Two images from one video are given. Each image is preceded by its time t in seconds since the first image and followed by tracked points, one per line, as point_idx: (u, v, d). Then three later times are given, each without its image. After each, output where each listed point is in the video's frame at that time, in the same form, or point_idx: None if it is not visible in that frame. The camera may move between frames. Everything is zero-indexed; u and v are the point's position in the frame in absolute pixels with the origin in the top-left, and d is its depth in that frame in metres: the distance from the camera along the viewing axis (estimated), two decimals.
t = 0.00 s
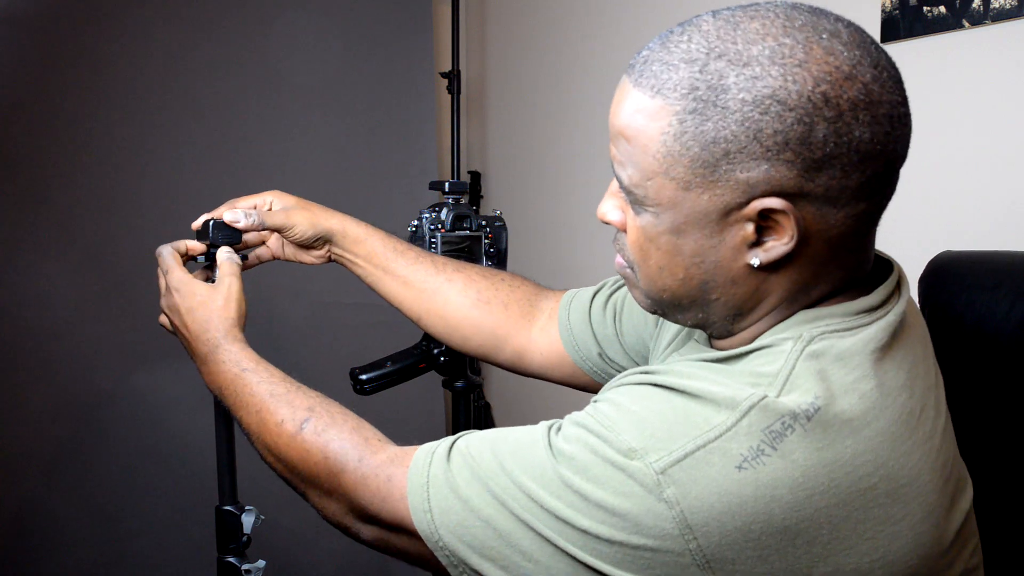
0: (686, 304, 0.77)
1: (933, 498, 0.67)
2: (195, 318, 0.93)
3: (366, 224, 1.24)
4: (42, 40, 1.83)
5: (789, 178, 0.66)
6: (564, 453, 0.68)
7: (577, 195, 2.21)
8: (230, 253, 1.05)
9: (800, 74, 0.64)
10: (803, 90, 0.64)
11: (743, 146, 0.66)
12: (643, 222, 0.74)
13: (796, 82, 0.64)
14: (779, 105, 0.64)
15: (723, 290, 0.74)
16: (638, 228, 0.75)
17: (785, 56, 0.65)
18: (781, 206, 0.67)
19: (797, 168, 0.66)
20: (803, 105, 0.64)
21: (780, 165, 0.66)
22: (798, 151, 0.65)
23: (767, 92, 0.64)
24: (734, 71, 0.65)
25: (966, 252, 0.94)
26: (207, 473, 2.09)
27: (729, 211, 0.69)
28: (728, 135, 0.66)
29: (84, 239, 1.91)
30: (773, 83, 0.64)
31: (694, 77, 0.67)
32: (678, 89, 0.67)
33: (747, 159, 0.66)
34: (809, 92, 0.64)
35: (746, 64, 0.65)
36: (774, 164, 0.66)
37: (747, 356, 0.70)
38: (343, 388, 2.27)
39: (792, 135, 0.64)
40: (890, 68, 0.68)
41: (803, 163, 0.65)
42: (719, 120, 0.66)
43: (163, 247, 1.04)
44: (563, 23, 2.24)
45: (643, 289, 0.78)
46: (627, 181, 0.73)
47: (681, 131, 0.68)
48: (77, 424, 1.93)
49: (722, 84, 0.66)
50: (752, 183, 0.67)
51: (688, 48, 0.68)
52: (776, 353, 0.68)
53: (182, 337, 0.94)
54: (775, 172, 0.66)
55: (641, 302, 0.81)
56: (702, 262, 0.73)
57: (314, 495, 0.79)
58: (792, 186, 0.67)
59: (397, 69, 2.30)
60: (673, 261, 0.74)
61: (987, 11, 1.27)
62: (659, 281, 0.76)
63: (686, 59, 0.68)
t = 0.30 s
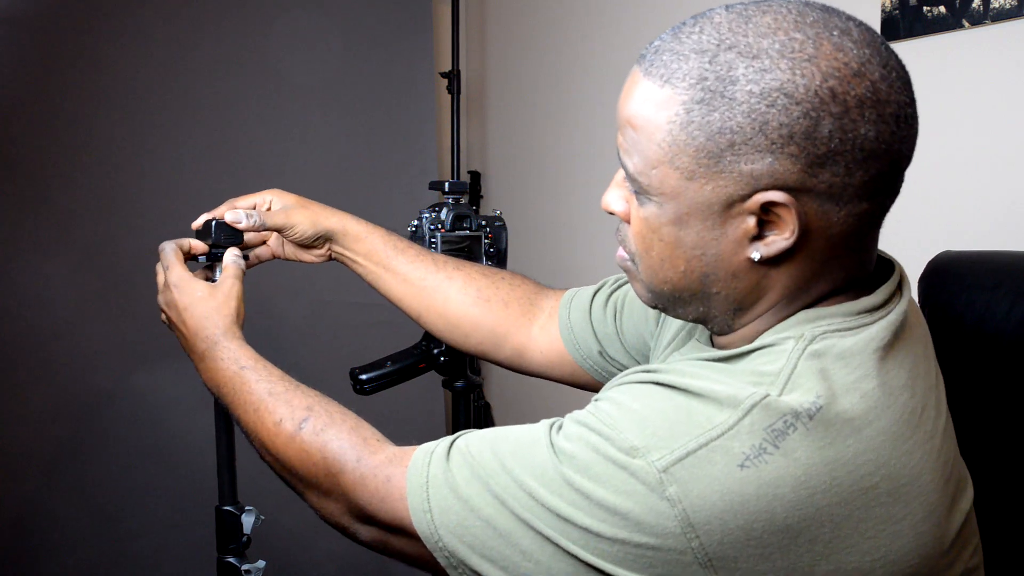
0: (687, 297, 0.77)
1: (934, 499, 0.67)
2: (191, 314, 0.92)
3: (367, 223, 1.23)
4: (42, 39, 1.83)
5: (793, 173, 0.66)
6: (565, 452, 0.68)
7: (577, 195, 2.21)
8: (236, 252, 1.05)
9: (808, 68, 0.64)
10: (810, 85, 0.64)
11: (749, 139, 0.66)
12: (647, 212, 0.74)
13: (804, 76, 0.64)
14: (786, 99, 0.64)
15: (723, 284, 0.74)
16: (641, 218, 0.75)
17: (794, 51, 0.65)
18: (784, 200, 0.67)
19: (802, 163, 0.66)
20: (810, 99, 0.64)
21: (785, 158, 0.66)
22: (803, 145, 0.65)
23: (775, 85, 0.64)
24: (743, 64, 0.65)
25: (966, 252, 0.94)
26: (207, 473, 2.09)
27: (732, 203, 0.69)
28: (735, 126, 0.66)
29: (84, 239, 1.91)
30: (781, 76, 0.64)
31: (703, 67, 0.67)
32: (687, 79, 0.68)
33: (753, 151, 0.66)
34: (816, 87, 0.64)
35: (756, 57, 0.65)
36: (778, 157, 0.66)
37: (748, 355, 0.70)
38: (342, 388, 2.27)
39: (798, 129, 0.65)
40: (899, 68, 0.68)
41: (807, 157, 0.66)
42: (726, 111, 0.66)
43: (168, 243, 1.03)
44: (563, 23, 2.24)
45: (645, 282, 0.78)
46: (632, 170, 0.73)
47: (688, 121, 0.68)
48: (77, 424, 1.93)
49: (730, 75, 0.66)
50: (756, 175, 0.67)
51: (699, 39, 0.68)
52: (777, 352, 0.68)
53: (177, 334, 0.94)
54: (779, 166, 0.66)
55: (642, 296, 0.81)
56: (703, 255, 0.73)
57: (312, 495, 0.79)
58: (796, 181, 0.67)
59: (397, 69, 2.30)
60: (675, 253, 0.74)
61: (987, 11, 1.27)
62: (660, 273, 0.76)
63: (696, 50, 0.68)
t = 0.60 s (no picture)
0: (684, 285, 0.77)
1: (936, 498, 0.67)
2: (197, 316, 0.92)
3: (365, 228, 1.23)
4: (42, 39, 1.83)
5: (791, 165, 0.66)
6: (565, 453, 0.68)
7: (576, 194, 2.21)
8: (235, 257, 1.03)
9: (815, 61, 0.64)
10: (816, 79, 0.64)
11: (750, 126, 0.66)
12: (648, 194, 0.74)
13: (810, 69, 0.64)
14: (791, 90, 0.64)
15: (719, 273, 0.75)
16: (643, 200, 0.75)
17: (804, 44, 0.65)
18: (778, 190, 0.67)
19: (801, 156, 0.66)
20: (814, 92, 0.64)
21: (784, 149, 0.66)
22: (803, 137, 0.65)
23: (781, 76, 0.65)
24: (752, 52, 0.66)
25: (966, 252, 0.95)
26: (207, 473, 2.08)
27: (729, 191, 0.69)
28: (737, 113, 0.66)
29: (84, 238, 1.91)
30: (787, 68, 0.65)
31: (713, 54, 0.68)
32: (697, 64, 0.68)
33: (753, 139, 0.66)
34: (821, 80, 0.64)
35: (765, 47, 0.66)
36: (778, 148, 0.66)
37: (749, 355, 0.70)
38: (343, 388, 2.27)
39: (799, 121, 0.65)
40: (909, 72, 0.68)
41: (807, 151, 0.66)
42: (730, 98, 0.66)
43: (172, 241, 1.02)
44: (563, 22, 2.24)
45: (643, 266, 0.79)
46: (638, 151, 0.73)
47: (693, 105, 0.68)
48: (77, 424, 1.93)
49: (739, 63, 0.66)
50: (755, 164, 0.67)
51: (712, 27, 0.69)
52: (778, 352, 0.68)
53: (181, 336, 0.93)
54: (778, 157, 0.66)
55: (641, 283, 0.82)
56: (699, 243, 0.73)
57: (316, 499, 0.79)
58: (794, 174, 0.67)
59: (397, 69, 2.30)
60: (672, 239, 0.74)
61: (987, 11, 1.27)
62: (657, 258, 0.76)
63: (709, 36, 0.68)
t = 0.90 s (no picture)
0: (678, 255, 0.77)
1: (941, 491, 0.68)
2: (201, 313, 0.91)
3: (360, 237, 1.22)
4: (42, 40, 1.83)
5: (798, 152, 0.67)
6: (570, 458, 0.68)
7: (575, 193, 2.22)
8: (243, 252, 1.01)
9: (845, 55, 0.65)
10: (841, 72, 0.64)
11: (767, 104, 0.66)
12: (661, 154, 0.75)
13: (838, 62, 0.65)
14: (814, 77, 0.65)
15: (713, 247, 0.74)
16: (656, 160, 0.76)
17: (841, 38, 0.65)
18: (778, 170, 0.67)
19: (809, 144, 0.66)
20: (837, 85, 0.64)
21: (794, 134, 0.66)
22: (815, 126, 0.65)
23: (809, 61, 0.65)
24: (789, 35, 0.66)
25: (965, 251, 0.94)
26: (207, 473, 2.08)
27: (735, 165, 0.70)
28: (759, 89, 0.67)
29: (84, 238, 1.91)
30: (817, 55, 0.65)
31: (753, 29, 0.68)
32: (735, 35, 0.69)
33: (766, 118, 0.67)
34: (846, 74, 0.64)
35: (803, 32, 0.66)
36: (788, 131, 0.66)
37: (752, 354, 0.70)
38: (342, 388, 2.27)
39: (815, 109, 0.65)
40: (938, 92, 0.67)
41: (816, 141, 0.66)
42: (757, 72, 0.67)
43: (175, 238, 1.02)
44: (563, 23, 2.24)
45: (643, 227, 0.79)
46: (661, 110, 0.75)
47: (720, 73, 0.69)
48: (76, 424, 1.92)
49: (774, 41, 0.67)
50: (764, 143, 0.67)
51: (759, 5, 0.70)
52: (782, 349, 0.68)
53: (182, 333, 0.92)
54: (786, 140, 0.67)
55: (639, 245, 0.82)
56: (697, 210, 0.73)
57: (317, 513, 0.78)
58: (798, 160, 0.67)
59: (397, 69, 2.30)
60: (672, 203, 0.75)
61: (987, 11, 1.27)
62: (656, 219, 0.77)
63: (754, 12, 0.69)
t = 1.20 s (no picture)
0: (698, 256, 0.77)
1: (956, 480, 0.68)
2: (251, 306, 0.87)
3: (390, 246, 1.19)
4: (42, 40, 1.83)
5: (835, 154, 0.67)
6: (589, 477, 0.68)
7: (575, 193, 2.22)
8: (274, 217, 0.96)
9: (885, 58, 0.65)
10: (882, 74, 0.65)
11: (806, 107, 0.66)
12: (684, 154, 0.75)
13: (878, 64, 0.65)
14: (855, 79, 0.65)
15: (738, 248, 0.75)
16: (677, 159, 0.76)
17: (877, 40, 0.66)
18: (817, 172, 0.68)
19: (847, 147, 0.66)
20: (878, 88, 0.65)
21: (834, 136, 0.66)
22: (854, 130, 0.66)
23: (849, 64, 0.65)
24: (826, 36, 0.67)
25: (965, 252, 0.94)
26: (206, 473, 2.08)
27: (768, 166, 0.70)
28: (798, 91, 0.67)
29: (83, 238, 1.90)
30: (857, 58, 0.65)
31: (787, 29, 0.68)
32: (769, 34, 0.69)
33: (806, 120, 0.67)
34: (888, 78, 0.65)
35: (839, 34, 0.66)
36: (828, 134, 0.66)
37: (762, 355, 0.70)
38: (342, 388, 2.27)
39: (856, 112, 0.65)
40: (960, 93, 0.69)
41: (854, 143, 0.66)
42: (795, 73, 0.67)
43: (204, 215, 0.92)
44: (562, 22, 2.24)
45: (657, 227, 0.79)
46: (686, 108, 0.74)
47: (755, 74, 0.69)
48: (76, 424, 1.92)
49: (811, 42, 0.67)
50: (802, 145, 0.67)
51: (792, 4, 0.70)
52: (792, 350, 0.68)
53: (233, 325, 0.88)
54: (825, 142, 0.67)
55: (648, 244, 0.82)
56: (725, 213, 0.73)
57: (354, 546, 0.79)
58: (835, 163, 0.67)
59: (397, 70, 2.30)
60: (697, 207, 0.74)
61: (987, 11, 1.28)
62: (676, 223, 0.77)
63: (787, 12, 0.69)
